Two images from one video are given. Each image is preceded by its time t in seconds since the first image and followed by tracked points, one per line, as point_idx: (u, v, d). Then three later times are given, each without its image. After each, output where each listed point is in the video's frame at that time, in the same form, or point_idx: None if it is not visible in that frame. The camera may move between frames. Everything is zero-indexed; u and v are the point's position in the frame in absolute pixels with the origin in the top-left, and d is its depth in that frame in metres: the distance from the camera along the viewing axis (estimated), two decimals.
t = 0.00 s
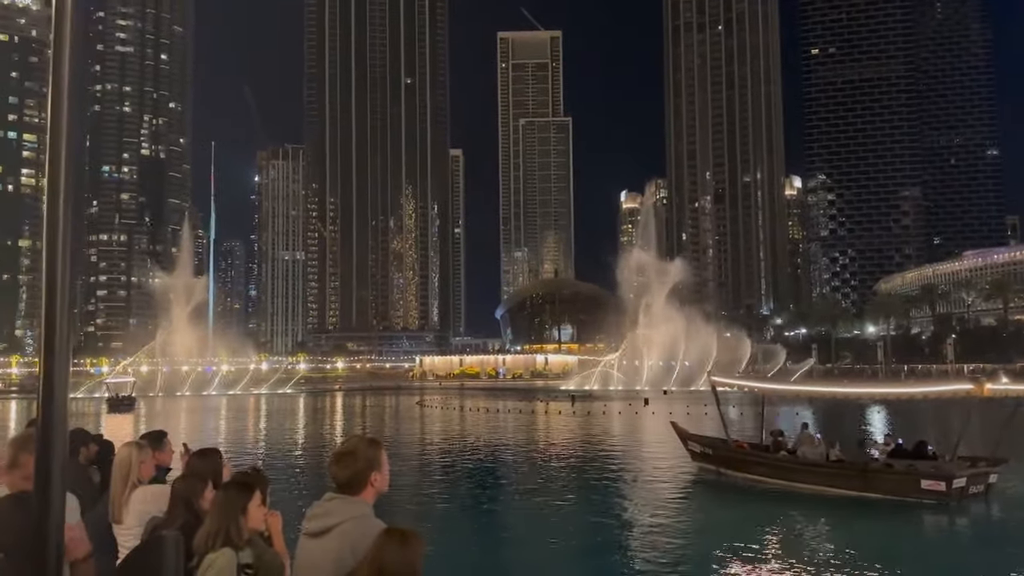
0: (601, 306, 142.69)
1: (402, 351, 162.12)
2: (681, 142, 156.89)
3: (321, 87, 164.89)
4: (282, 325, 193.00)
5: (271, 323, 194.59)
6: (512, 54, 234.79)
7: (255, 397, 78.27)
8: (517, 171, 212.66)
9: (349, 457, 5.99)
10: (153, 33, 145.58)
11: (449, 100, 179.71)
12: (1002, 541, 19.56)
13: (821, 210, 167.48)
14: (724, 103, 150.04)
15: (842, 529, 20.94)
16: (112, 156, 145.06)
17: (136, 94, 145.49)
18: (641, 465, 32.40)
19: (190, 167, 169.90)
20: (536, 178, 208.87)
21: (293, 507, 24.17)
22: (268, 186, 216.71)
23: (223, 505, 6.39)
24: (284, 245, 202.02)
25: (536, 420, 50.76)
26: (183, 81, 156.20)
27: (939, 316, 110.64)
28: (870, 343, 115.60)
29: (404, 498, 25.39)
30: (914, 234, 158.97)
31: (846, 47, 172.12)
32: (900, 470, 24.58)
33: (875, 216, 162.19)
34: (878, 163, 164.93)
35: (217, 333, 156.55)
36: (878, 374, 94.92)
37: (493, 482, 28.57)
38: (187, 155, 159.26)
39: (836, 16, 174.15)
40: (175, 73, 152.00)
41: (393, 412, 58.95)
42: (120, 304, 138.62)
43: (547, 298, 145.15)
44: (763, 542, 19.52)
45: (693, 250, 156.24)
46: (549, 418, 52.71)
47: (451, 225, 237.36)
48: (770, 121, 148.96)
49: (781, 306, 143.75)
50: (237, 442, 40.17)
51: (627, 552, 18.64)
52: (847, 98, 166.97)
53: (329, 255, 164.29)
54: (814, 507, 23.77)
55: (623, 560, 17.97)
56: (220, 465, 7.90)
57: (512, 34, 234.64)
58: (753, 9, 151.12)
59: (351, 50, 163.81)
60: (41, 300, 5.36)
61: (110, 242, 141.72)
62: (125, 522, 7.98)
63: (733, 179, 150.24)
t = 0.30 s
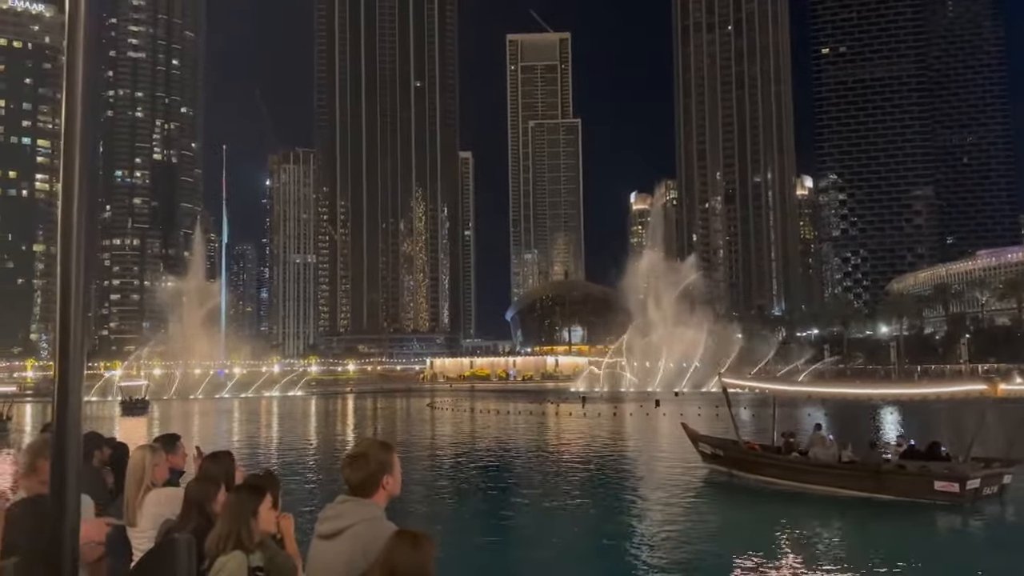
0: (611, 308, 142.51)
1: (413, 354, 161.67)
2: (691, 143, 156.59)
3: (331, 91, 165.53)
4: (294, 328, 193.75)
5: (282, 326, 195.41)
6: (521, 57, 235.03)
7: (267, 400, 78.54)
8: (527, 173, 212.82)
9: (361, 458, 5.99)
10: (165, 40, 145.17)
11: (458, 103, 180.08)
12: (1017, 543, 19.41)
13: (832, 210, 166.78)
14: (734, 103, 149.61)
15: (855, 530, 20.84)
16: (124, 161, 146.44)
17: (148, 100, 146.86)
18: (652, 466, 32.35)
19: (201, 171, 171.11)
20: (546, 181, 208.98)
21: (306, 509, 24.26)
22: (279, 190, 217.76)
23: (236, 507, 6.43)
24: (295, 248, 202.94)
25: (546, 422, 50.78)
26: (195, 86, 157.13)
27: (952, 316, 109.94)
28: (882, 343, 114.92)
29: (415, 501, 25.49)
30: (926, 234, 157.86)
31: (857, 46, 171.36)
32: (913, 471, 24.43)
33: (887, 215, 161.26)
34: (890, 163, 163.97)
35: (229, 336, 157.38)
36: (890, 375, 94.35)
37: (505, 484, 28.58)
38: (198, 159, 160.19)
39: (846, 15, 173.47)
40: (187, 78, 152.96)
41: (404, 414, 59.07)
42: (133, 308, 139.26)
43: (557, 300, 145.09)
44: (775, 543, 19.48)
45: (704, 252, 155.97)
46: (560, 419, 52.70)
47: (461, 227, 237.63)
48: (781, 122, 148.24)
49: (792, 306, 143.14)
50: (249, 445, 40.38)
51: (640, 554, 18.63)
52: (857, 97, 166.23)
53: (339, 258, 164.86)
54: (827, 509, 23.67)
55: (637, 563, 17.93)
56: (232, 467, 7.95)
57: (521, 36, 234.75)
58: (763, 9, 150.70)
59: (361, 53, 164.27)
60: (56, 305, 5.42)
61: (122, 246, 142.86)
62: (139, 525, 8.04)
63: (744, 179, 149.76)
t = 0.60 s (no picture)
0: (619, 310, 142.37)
1: (420, 356, 161.05)
2: (698, 144, 156.35)
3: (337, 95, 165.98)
4: (302, 331, 194.13)
5: (290, 329, 195.83)
6: (527, 59, 235.27)
7: (275, 403, 78.64)
8: (533, 175, 212.93)
9: (370, 458, 5.96)
10: (172, 44, 147.29)
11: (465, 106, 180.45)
12: None
13: (841, 211, 166.19)
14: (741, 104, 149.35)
15: (866, 532, 20.75)
16: (133, 166, 147.39)
17: (156, 104, 148.14)
18: (660, 468, 32.26)
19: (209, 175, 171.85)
20: (553, 183, 209.22)
21: (314, 511, 24.35)
22: (286, 193, 218.41)
23: (242, 510, 6.42)
24: (302, 251, 203.37)
25: (554, 424, 50.77)
26: (202, 91, 157.77)
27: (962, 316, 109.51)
28: (892, 344, 114.44)
29: (423, 502, 25.56)
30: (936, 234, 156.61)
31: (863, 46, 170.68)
32: (921, 471, 24.34)
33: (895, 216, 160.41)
34: (898, 162, 162.93)
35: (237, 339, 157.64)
36: (900, 376, 93.84)
37: (512, 487, 28.51)
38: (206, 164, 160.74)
39: (853, 16, 173.04)
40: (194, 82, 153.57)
41: (411, 417, 59.09)
42: (142, 312, 139.89)
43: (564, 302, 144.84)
44: (784, 544, 19.42)
45: (711, 253, 155.71)
46: (568, 421, 52.64)
47: (468, 229, 237.92)
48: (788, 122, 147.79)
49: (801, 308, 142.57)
50: (257, 448, 40.37)
51: (650, 556, 18.54)
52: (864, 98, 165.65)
53: (347, 261, 165.10)
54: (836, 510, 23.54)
55: (644, 564, 17.94)
56: (240, 470, 7.95)
57: (527, 39, 235.02)
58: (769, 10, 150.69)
59: (367, 57, 164.70)
60: (62, 309, 5.47)
61: (131, 250, 143.51)
62: (147, 527, 8.08)
63: (751, 180, 149.44)
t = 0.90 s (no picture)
0: (624, 312, 142.65)
1: (426, 359, 160.74)
2: (702, 145, 156.47)
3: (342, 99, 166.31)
4: (307, 334, 194.48)
5: (296, 332, 196.32)
6: (532, 62, 235.57)
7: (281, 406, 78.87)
8: (538, 177, 213.19)
9: (376, 458, 5.92)
10: (178, 49, 149.76)
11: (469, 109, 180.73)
12: None
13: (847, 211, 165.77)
14: (746, 106, 149.25)
15: (873, 533, 20.70)
16: (139, 169, 148.21)
17: (162, 108, 148.84)
18: (666, 470, 32.25)
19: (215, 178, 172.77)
20: (557, 185, 209.51)
21: (320, 514, 24.37)
22: (292, 197, 218.97)
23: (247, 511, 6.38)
24: (308, 255, 203.86)
25: (560, 426, 50.79)
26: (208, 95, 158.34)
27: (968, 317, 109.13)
28: (899, 345, 114.17)
29: (428, 505, 25.57)
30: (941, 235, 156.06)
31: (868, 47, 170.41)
32: (928, 473, 24.31)
33: (901, 217, 159.71)
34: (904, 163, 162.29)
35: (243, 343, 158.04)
36: (906, 377, 93.63)
37: (518, 489, 28.58)
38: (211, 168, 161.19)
39: (858, 17, 172.86)
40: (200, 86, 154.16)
41: (417, 420, 59.21)
42: (148, 316, 140.46)
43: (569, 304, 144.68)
44: (791, 547, 19.34)
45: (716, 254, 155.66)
46: (573, 423, 52.73)
47: (473, 232, 238.12)
48: (793, 124, 147.73)
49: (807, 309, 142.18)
50: (264, 451, 40.60)
51: (655, 558, 18.53)
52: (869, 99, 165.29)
53: (352, 264, 165.29)
54: (843, 512, 23.51)
55: (649, 566, 17.92)
56: (245, 472, 7.94)
57: (532, 41, 235.45)
58: (774, 11, 150.78)
59: (372, 60, 165.46)
60: (66, 311, 5.47)
61: (138, 255, 144.20)
62: (153, 530, 8.04)
63: (756, 181, 149.23)
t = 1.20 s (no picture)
0: (630, 312, 142.58)
1: (431, 361, 159.35)
2: (707, 145, 156.15)
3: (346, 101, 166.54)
4: (313, 336, 194.64)
5: (301, 334, 196.58)
6: (536, 63, 235.65)
7: (286, 408, 79.00)
8: (542, 178, 213.16)
9: (382, 457, 5.82)
10: (183, 51, 150.19)
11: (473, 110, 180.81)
12: None
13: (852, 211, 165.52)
14: (750, 106, 149.18)
15: (880, 534, 20.60)
16: (144, 172, 148.20)
17: (167, 110, 149.49)
18: (671, 470, 32.24)
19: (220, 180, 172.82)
20: (562, 186, 209.49)
21: (325, 515, 24.34)
22: (297, 199, 219.18)
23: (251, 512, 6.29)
24: (313, 256, 204.02)
25: (565, 427, 50.79)
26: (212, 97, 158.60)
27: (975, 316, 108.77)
28: (905, 345, 113.78)
29: (433, 506, 25.56)
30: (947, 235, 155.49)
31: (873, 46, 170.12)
32: (935, 473, 24.22)
33: (906, 216, 159.31)
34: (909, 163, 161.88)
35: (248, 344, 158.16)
36: (913, 377, 93.44)
37: (523, 490, 28.58)
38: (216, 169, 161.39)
39: (862, 16, 172.66)
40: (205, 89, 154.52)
41: (422, 421, 59.26)
42: (154, 318, 140.65)
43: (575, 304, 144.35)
44: (797, 548, 19.26)
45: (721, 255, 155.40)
46: (578, 424, 52.75)
47: (478, 233, 237.97)
48: (798, 124, 147.31)
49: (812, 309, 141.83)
50: (270, 452, 40.70)
51: (660, 560, 18.51)
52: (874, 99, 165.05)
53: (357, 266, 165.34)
54: (849, 512, 23.40)
55: (654, 567, 17.89)
56: (251, 474, 7.86)
57: (536, 42, 235.51)
58: (778, 11, 150.76)
59: (376, 61, 165.48)
60: (67, 315, 5.48)
61: (143, 256, 143.60)
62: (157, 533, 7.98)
63: (761, 181, 149.05)
